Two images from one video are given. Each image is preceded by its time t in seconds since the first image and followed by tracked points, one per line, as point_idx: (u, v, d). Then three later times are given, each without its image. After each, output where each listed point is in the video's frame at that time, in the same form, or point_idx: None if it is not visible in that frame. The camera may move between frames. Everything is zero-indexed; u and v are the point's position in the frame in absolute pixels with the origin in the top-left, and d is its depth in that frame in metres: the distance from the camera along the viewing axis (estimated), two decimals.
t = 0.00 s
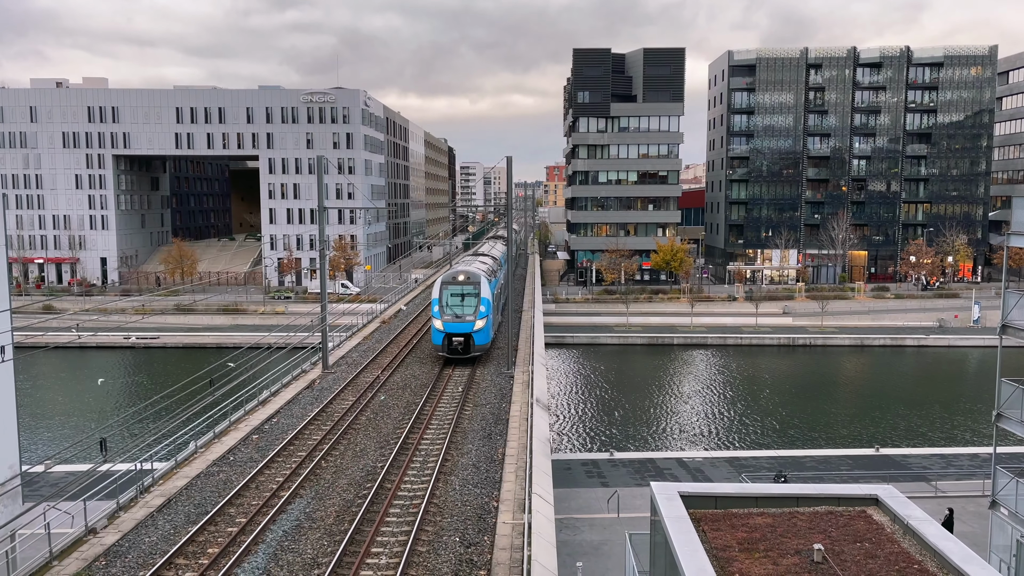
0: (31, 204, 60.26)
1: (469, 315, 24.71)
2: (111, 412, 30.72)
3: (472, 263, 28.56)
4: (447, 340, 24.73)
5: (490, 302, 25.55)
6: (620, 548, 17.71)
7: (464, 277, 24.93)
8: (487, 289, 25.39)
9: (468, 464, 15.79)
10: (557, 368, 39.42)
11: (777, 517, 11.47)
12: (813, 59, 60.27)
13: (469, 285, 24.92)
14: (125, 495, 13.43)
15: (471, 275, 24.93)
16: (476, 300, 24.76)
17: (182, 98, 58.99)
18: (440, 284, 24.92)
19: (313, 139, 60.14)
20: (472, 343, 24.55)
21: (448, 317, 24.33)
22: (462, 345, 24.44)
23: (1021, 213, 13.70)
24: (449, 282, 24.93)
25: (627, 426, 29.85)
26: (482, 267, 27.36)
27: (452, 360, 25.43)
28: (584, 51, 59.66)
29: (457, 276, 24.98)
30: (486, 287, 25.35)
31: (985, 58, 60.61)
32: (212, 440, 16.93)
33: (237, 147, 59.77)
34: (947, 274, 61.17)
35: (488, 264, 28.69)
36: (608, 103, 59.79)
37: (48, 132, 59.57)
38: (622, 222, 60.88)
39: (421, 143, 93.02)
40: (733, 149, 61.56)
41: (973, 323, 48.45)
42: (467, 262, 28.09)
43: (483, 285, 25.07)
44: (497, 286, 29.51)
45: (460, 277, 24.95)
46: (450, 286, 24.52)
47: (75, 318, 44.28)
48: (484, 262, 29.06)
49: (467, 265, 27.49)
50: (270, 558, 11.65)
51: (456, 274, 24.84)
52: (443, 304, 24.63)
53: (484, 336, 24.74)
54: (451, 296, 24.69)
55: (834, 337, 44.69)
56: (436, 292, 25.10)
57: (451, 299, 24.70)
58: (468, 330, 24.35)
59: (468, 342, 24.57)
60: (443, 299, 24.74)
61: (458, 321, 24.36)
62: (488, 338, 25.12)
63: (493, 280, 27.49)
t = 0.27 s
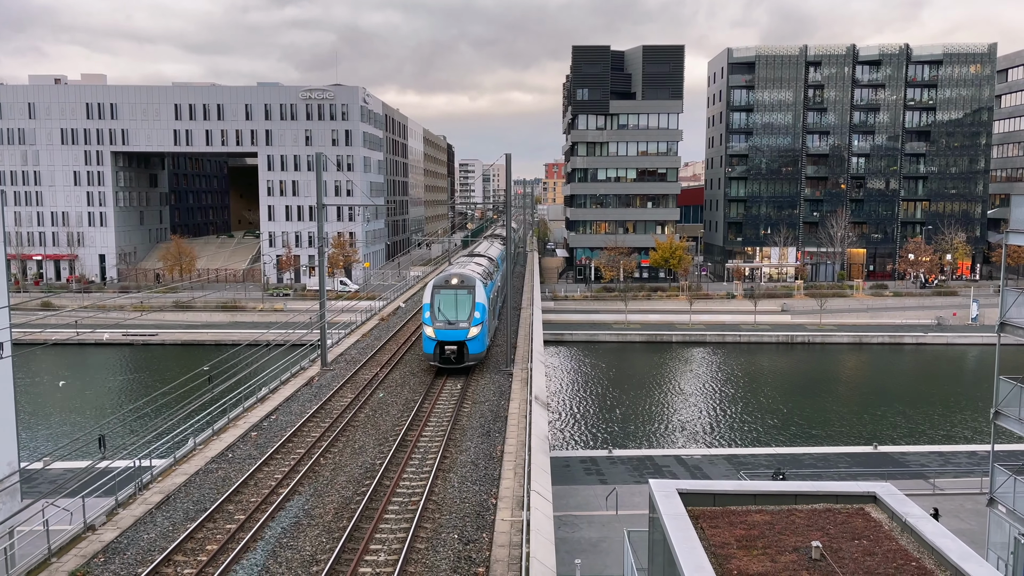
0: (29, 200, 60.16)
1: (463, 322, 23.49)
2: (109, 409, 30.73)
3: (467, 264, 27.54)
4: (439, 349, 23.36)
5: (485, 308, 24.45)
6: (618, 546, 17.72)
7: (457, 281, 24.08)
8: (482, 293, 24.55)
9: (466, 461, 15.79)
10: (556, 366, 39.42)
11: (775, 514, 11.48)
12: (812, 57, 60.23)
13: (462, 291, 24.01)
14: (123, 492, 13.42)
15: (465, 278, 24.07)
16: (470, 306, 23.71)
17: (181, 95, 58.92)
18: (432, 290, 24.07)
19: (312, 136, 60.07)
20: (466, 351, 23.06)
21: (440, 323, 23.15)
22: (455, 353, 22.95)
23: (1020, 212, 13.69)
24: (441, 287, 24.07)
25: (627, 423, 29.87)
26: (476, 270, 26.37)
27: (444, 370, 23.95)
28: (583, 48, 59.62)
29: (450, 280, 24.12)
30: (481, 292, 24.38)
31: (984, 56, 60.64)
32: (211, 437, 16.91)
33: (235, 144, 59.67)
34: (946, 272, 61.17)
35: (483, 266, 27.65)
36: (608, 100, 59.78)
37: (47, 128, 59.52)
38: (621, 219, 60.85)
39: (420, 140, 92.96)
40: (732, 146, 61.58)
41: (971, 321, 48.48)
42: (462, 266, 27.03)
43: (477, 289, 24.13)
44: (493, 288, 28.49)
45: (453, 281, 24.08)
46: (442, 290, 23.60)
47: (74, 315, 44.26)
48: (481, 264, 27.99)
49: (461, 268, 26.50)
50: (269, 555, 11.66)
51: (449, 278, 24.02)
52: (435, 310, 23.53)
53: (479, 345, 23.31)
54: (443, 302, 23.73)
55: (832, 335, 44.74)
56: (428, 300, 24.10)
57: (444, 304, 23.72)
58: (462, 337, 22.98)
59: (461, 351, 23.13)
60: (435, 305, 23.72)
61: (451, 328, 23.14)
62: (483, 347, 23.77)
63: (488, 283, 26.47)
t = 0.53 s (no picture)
0: (28, 196, 60.05)
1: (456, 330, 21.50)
2: (108, 406, 30.71)
3: (461, 266, 25.07)
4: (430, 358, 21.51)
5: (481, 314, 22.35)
6: (617, 543, 17.72)
7: (450, 285, 21.85)
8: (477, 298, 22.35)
9: (465, 458, 15.80)
10: (555, 363, 39.41)
11: (774, 512, 11.49)
12: (812, 54, 60.16)
13: (456, 295, 21.80)
14: (122, 489, 13.42)
15: (459, 283, 21.88)
16: (464, 313, 21.59)
17: (180, 91, 58.82)
18: (422, 294, 21.89)
19: (310, 133, 60.00)
20: (459, 362, 21.34)
21: (431, 332, 21.18)
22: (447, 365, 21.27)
23: (1018, 210, 13.71)
24: (433, 291, 21.87)
25: (626, 421, 29.88)
26: (470, 272, 24.04)
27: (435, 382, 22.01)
28: (582, 45, 59.52)
29: (442, 284, 21.91)
30: (477, 296, 22.20)
31: (983, 54, 60.63)
32: (210, 434, 16.91)
33: (234, 140, 59.58)
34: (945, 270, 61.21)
35: (478, 269, 25.34)
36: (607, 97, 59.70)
37: (45, 125, 59.44)
38: (620, 217, 60.81)
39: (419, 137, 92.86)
40: (731, 144, 61.55)
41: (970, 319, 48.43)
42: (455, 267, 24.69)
43: (472, 294, 21.97)
44: (489, 291, 26.02)
45: (446, 285, 21.84)
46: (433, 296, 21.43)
47: (72, 312, 44.25)
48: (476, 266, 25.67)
49: (453, 269, 24.05)
50: (268, 551, 11.68)
51: (441, 281, 21.75)
52: (426, 318, 21.51)
53: (473, 354, 21.46)
54: (435, 308, 21.62)
55: (831, 333, 44.79)
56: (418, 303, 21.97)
57: (436, 311, 21.62)
58: (454, 347, 21.16)
59: (454, 361, 21.34)
60: (426, 312, 21.64)
61: (442, 337, 21.20)
62: (478, 356, 21.90)
63: (483, 287, 24.15)
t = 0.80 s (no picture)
0: (27, 192, 59.93)
1: (448, 340, 19.83)
2: (108, 401, 30.75)
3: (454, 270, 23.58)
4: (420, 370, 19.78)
5: (475, 322, 20.74)
6: (615, 539, 17.74)
7: (442, 290, 20.23)
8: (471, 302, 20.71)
9: (464, 454, 15.81)
10: (555, 360, 39.41)
11: (772, 508, 11.52)
12: (812, 51, 60.09)
13: (449, 301, 20.19)
14: (121, 484, 13.42)
15: (452, 287, 20.30)
16: (457, 321, 19.97)
17: (178, 87, 58.70)
18: (412, 301, 20.25)
19: (310, 129, 59.90)
20: (451, 374, 19.63)
21: (421, 341, 19.51)
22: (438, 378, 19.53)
23: (1018, 207, 13.71)
24: (424, 297, 20.23)
25: (627, 418, 29.89)
26: (463, 276, 22.49)
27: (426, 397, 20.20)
28: (582, 42, 59.39)
29: (434, 289, 20.30)
30: (471, 303, 20.59)
31: (983, 50, 60.58)
32: (210, 430, 16.92)
33: (233, 136, 59.50)
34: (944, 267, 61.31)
35: (472, 273, 23.82)
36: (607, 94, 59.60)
37: (44, 120, 59.35)
38: (620, 213, 60.81)
39: (418, 133, 92.69)
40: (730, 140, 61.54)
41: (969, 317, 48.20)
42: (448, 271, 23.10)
43: (466, 300, 20.35)
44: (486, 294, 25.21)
45: (438, 290, 20.23)
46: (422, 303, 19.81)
47: (72, 308, 44.25)
48: (470, 269, 24.24)
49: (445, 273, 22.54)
50: (268, 547, 11.69)
51: (432, 286, 20.16)
52: (415, 326, 19.83)
53: (467, 366, 19.78)
54: (426, 315, 19.98)
55: (830, 330, 44.83)
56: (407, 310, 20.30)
57: (426, 318, 19.96)
58: (446, 358, 19.49)
59: (445, 374, 19.64)
60: (415, 319, 19.95)
61: (434, 347, 19.51)
62: (472, 368, 20.23)
63: (477, 292, 22.59)
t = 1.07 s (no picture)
0: (26, 186, 59.84)
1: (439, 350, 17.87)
2: (107, 395, 30.73)
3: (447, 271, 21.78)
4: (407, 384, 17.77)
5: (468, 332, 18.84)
6: (614, 534, 17.77)
7: (433, 294, 18.44)
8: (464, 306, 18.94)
9: (464, 449, 15.84)
10: (554, 355, 39.40)
11: (771, 504, 11.55)
12: (812, 46, 60.01)
13: (441, 307, 18.36)
14: (121, 479, 13.44)
15: (443, 292, 18.52)
16: (450, 330, 18.09)
17: (178, 81, 58.60)
18: (399, 308, 18.35)
19: (309, 123, 59.78)
20: (442, 389, 17.66)
21: (409, 352, 17.52)
22: (427, 393, 17.62)
23: (1018, 203, 13.71)
24: (413, 303, 18.34)
25: (627, 413, 29.87)
26: (458, 275, 21.46)
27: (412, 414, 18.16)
28: (583, 36, 59.26)
29: (424, 294, 18.46)
30: (464, 310, 18.76)
31: (983, 46, 60.52)
32: (209, 425, 16.93)
33: (232, 131, 59.42)
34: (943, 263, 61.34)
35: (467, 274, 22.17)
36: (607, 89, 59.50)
37: (43, 114, 59.24)
38: (620, 209, 60.74)
39: (418, 128, 92.52)
40: (730, 136, 61.41)
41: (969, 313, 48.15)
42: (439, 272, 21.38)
43: (459, 306, 18.50)
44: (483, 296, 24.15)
45: (428, 295, 18.40)
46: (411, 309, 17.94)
47: (71, 303, 44.24)
48: (465, 271, 22.60)
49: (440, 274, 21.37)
50: (267, 541, 11.70)
51: (422, 291, 18.32)
52: (403, 335, 17.87)
53: (460, 379, 17.83)
54: (415, 323, 18.05)
55: (829, 325, 44.87)
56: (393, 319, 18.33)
57: (415, 326, 18.03)
58: (437, 371, 17.51)
59: (436, 388, 17.63)
60: (403, 328, 18.00)
61: (423, 359, 17.51)
62: (466, 382, 18.34)
63: (472, 295, 20.87)
